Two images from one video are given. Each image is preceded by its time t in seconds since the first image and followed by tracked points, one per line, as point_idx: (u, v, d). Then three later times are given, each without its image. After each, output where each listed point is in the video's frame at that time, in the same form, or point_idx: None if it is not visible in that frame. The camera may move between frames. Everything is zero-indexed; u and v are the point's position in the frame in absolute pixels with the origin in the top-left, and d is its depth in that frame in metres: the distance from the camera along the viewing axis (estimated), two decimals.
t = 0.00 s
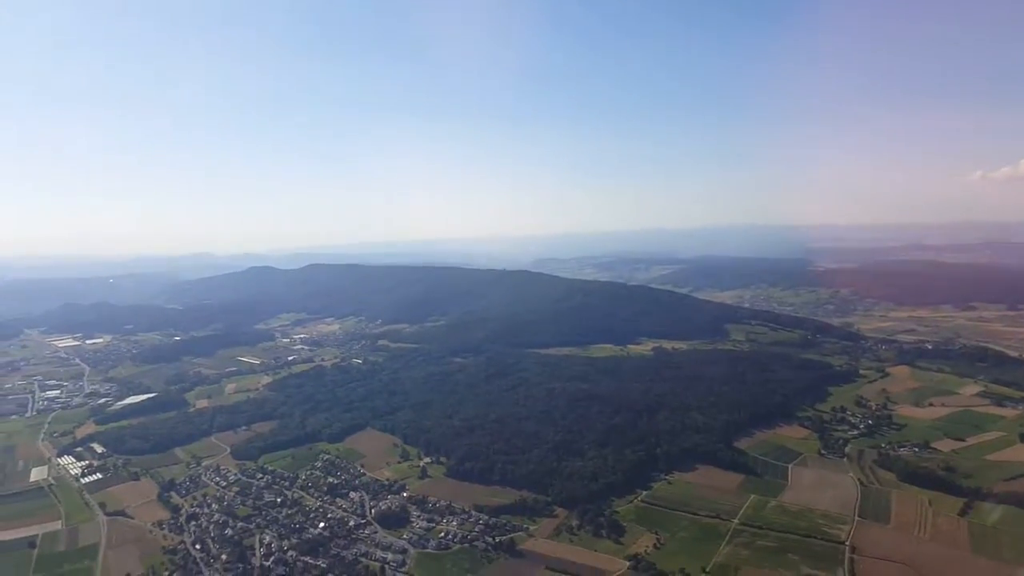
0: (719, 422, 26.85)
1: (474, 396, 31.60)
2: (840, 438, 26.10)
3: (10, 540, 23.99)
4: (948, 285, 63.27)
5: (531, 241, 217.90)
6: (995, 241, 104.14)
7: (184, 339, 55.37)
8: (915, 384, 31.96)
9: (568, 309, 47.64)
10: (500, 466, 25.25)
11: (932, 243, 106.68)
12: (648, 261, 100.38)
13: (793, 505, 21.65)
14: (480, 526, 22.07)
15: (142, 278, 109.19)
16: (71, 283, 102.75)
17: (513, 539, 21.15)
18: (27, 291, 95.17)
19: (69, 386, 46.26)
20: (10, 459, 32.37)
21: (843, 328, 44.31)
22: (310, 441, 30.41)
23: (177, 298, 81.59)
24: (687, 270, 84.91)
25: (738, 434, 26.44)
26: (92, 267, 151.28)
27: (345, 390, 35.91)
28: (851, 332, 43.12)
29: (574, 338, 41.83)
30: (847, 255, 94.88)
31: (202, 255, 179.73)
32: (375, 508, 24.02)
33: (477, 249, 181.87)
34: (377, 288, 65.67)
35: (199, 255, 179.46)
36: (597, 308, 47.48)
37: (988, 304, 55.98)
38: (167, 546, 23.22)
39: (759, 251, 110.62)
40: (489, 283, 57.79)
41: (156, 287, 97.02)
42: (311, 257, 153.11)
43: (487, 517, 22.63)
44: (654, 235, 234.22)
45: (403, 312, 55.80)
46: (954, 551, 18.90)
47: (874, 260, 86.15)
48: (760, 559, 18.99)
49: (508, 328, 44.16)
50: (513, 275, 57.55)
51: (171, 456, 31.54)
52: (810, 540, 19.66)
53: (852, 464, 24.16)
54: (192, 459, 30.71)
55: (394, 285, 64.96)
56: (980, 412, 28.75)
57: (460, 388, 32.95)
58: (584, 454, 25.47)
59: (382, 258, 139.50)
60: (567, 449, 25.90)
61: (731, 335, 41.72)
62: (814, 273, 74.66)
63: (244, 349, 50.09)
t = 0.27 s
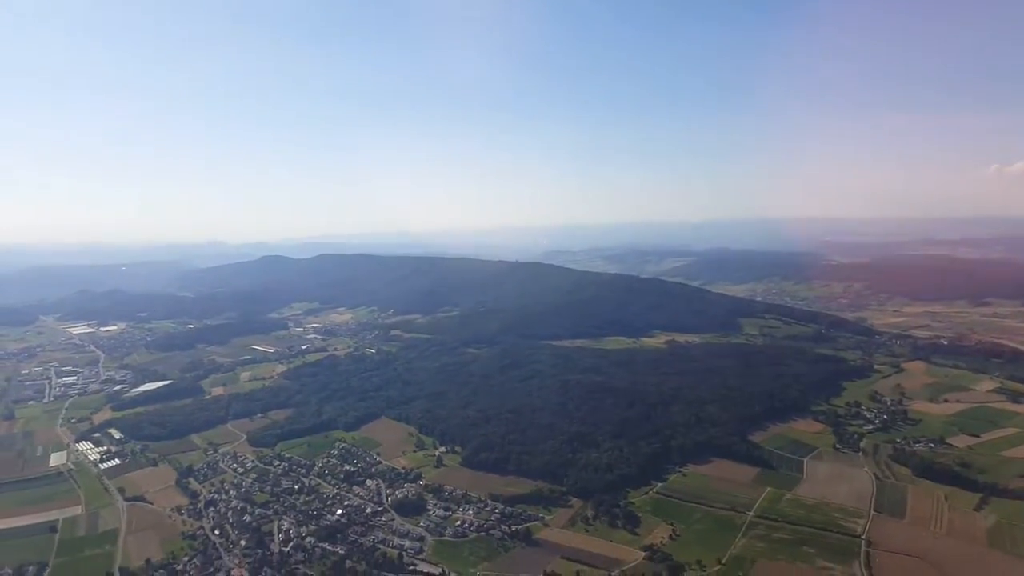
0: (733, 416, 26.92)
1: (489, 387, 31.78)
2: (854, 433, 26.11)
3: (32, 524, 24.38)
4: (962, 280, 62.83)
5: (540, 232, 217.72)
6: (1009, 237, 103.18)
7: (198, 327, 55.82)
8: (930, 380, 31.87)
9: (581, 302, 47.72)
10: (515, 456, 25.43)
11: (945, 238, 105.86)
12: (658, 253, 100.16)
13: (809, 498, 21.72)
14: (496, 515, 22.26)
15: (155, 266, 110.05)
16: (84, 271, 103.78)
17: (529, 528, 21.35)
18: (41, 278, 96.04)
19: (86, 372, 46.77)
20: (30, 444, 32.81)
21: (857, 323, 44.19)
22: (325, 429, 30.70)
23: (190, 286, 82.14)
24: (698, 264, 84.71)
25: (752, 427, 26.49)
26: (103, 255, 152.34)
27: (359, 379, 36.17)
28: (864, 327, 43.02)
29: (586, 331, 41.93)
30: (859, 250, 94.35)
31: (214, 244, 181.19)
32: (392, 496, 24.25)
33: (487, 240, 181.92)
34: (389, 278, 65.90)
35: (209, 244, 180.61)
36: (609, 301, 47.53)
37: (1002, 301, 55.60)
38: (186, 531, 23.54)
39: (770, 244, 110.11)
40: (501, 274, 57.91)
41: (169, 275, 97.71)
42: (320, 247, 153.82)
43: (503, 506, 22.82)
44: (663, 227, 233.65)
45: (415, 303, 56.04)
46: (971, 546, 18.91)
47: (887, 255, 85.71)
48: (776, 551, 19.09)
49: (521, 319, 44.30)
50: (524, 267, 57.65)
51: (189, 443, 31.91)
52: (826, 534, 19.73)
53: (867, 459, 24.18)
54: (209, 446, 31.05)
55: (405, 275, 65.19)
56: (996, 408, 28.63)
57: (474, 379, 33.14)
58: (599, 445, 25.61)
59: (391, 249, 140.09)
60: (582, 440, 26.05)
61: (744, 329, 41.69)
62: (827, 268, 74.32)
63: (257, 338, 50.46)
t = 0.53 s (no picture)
0: (748, 404, 27.01)
1: (503, 373, 31.99)
2: (869, 423, 26.15)
3: (54, 502, 24.82)
4: (977, 271, 62.35)
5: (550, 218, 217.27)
6: None
7: (212, 309, 56.27)
8: (945, 371, 31.80)
9: (594, 289, 47.79)
10: (531, 441, 25.66)
11: (960, 228, 104.90)
12: (670, 241, 99.81)
13: (824, 487, 21.84)
14: (512, 499, 22.51)
15: (167, 248, 110.68)
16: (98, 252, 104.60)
17: (545, 512, 21.59)
18: (55, 259, 96.75)
19: (102, 353, 47.28)
20: (49, 423, 33.29)
21: (871, 313, 44.04)
22: (341, 412, 31.01)
23: (203, 269, 82.66)
24: (710, 252, 84.42)
25: (767, 416, 26.58)
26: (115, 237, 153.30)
27: (374, 363, 36.45)
28: (879, 317, 42.88)
29: (599, 318, 42.02)
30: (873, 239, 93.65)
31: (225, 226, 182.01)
32: (408, 479, 24.54)
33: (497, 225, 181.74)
34: (401, 263, 66.10)
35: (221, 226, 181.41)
36: (622, 288, 47.55)
37: (1018, 292, 55.19)
38: (206, 511, 23.91)
39: (783, 233, 109.46)
40: (513, 260, 57.97)
41: (181, 257, 98.24)
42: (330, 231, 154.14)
43: (519, 490, 23.06)
44: (673, 214, 232.61)
45: (427, 288, 56.25)
46: (987, 536, 18.97)
47: (900, 245, 85.11)
48: (791, 539, 19.24)
49: (533, 306, 44.42)
50: (537, 253, 57.68)
51: (206, 423, 32.32)
52: (841, 522, 19.86)
53: (882, 449, 24.24)
54: (226, 427, 31.44)
55: (417, 260, 65.38)
56: (1012, 399, 28.55)
57: (488, 364, 33.33)
58: (613, 432, 25.79)
59: (402, 234, 140.10)
60: (596, 427, 26.23)
61: (758, 317, 41.65)
62: (840, 257, 73.91)
63: (271, 320, 50.84)
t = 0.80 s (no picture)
0: (764, 400, 26.78)
1: (516, 365, 31.82)
2: (887, 420, 25.89)
3: (67, 490, 24.84)
4: (993, 267, 61.66)
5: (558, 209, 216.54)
6: None
7: (222, 296, 56.25)
8: (962, 369, 31.44)
9: (606, 281, 47.50)
10: (545, 434, 25.52)
11: (974, 224, 103.84)
12: (680, 233, 99.20)
13: (842, 484, 21.64)
14: (527, 492, 22.38)
15: (176, 235, 110.74)
16: (107, 238, 104.74)
17: (561, 506, 21.45)
18: (65, 244, 96.96)
19: (112, 339, 47.34)
20: (61, 409, 33.35)
21: (886, 309, 43.62)
22: (353, 402, 30.93)
23: (212, 256, 82.64)
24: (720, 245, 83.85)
25: (783, 412, 26.34)
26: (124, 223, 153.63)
27: (386, 352, 36.32)
28: (894, 313, 42.46)
29: (611, 310, 41.78)
30: (885, 234, 92.83)
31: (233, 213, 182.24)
32: (422, 470, 24.45)
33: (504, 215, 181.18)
34: (411, 252, 65.89)
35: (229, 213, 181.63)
36: (634, 281, 47.25)
37: None
38: (219, 499, 23.88)
39: (794, 226, 108.69)
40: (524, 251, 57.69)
41: (190, 244, 98.28)
42: (339, 219, 153.95)
43: (534, 483, 22.93)
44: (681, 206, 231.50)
45: (438, 279, 56.06)
46: (1009, 536, 18.72)
47: (914, 240, 84.32)
48: (810, 537, 19.06)
49: (545, 297, 44.19)
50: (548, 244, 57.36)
51: (219, 411, 32.30)
52: (860, 520, 19.66)
53: (900, 447, 23.99)
54: (239, 415, 31.41)
55: (427, 250, 65.15)
56: None
57: (501, 356, 33.16)
58: (628, 426, 25.62)
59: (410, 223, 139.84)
60: (611, 420, 26.07)
61: (772, 312, 41.32)
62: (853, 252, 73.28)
63: (281, 308, 50.77)
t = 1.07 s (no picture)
0: (777, 402, 26.95)
1: (529, 364, 32.07)
2: (899, 424, 26.00)
3: (87, 481, 25.24)
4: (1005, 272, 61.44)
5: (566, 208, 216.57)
6: None
7: (235, 292, 56.70)
8: (975, 374, 31.47)
9: (617, 282, 47.69)
10: (559, 432, 25.76)
11: (985, 229, 103.32)
12: (690, 234, 99.18)
13: (855, 486, 21.81)
14: (541, 489, 22.64)
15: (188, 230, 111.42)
16: (119, 232, 105.56)
17: (575, 504, 21.69)
18: (77, 238, 97.66)
19: (127, 332, 47.83)
20: (79, 401, 33.79)
21: (897, 313, 43.64)
22: (367, 398, 31.26)
23: (224, 251, 83.17)
24: (730, 247, 83.82)
25: (796, 414, 26.51)
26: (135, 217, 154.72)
27: (399, 350, 36.63)
28: (905, 317, 42.50)
29: (623, 311, 41.99)
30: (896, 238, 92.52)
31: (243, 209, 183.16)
32: (437, 466, 24.73)
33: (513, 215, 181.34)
34: (422, 251, 66.22)
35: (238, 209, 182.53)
36: (645, 282, 47.42)
37: None
38: (237, 492, 24.22)
39: (803, 229, 108.45)
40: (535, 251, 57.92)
41: (201, 239, 98.90)
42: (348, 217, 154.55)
43: (548, 481, 23.18)
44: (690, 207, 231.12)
45: (449, 278, 56.39)
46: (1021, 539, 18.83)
47: (924, 244, 84.06)
48: (823, 538, 19.24)
49: (557, 297, 44.42)
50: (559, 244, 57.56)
51: (234, 405, 32.68)
52: (873, 522, 19.83)
53: (912, 450, 24.11)
54: (254, 409, 31.78)
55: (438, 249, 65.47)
56: None
57: (514, 355, 33.41)
58: (642, 426, 25.84)
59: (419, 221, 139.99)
60: (624, 420, 26.30)
61: (783, 314, 41.42)
62: (863, 255, 73.14)
63: (294, 305, 51.17)
